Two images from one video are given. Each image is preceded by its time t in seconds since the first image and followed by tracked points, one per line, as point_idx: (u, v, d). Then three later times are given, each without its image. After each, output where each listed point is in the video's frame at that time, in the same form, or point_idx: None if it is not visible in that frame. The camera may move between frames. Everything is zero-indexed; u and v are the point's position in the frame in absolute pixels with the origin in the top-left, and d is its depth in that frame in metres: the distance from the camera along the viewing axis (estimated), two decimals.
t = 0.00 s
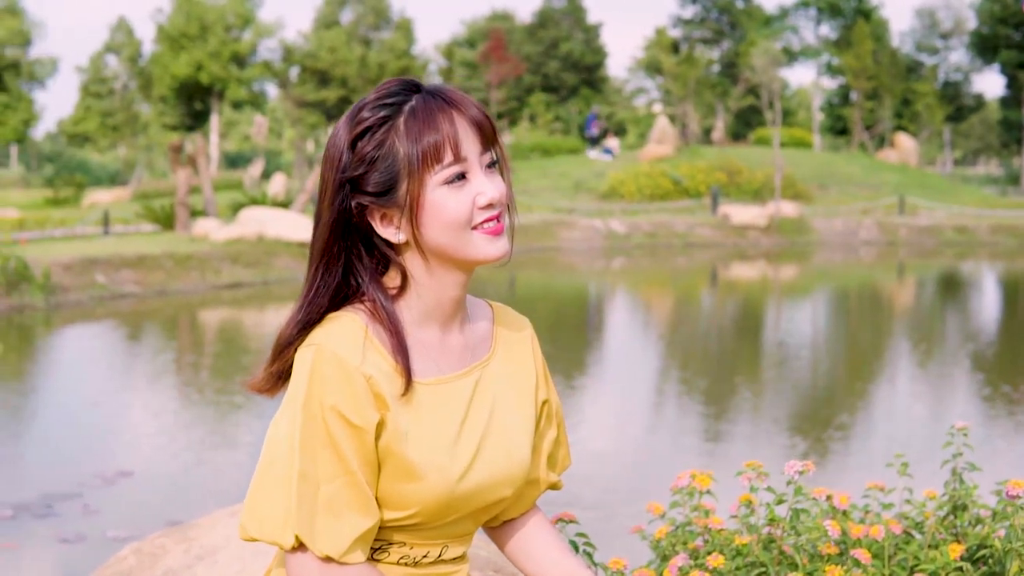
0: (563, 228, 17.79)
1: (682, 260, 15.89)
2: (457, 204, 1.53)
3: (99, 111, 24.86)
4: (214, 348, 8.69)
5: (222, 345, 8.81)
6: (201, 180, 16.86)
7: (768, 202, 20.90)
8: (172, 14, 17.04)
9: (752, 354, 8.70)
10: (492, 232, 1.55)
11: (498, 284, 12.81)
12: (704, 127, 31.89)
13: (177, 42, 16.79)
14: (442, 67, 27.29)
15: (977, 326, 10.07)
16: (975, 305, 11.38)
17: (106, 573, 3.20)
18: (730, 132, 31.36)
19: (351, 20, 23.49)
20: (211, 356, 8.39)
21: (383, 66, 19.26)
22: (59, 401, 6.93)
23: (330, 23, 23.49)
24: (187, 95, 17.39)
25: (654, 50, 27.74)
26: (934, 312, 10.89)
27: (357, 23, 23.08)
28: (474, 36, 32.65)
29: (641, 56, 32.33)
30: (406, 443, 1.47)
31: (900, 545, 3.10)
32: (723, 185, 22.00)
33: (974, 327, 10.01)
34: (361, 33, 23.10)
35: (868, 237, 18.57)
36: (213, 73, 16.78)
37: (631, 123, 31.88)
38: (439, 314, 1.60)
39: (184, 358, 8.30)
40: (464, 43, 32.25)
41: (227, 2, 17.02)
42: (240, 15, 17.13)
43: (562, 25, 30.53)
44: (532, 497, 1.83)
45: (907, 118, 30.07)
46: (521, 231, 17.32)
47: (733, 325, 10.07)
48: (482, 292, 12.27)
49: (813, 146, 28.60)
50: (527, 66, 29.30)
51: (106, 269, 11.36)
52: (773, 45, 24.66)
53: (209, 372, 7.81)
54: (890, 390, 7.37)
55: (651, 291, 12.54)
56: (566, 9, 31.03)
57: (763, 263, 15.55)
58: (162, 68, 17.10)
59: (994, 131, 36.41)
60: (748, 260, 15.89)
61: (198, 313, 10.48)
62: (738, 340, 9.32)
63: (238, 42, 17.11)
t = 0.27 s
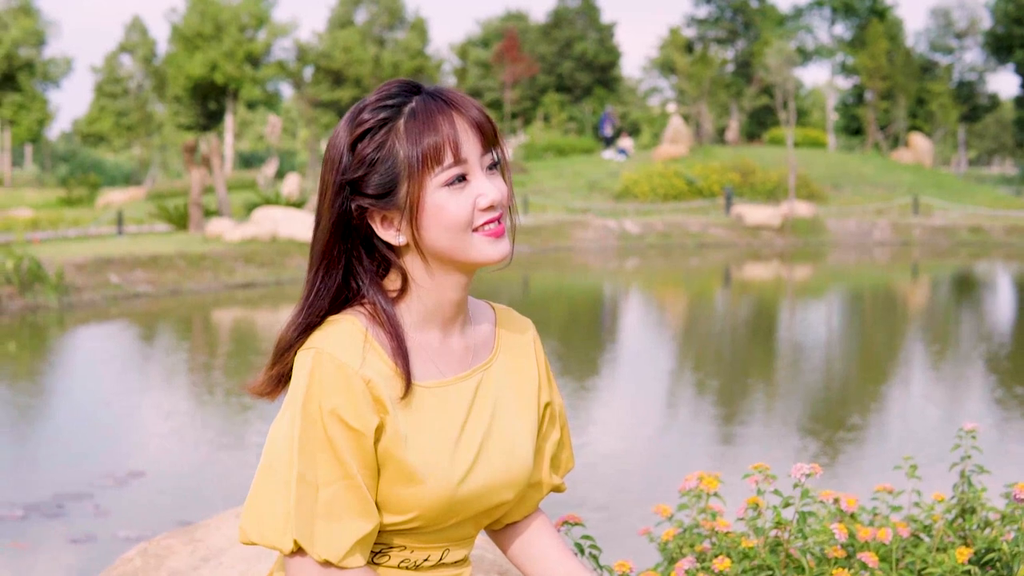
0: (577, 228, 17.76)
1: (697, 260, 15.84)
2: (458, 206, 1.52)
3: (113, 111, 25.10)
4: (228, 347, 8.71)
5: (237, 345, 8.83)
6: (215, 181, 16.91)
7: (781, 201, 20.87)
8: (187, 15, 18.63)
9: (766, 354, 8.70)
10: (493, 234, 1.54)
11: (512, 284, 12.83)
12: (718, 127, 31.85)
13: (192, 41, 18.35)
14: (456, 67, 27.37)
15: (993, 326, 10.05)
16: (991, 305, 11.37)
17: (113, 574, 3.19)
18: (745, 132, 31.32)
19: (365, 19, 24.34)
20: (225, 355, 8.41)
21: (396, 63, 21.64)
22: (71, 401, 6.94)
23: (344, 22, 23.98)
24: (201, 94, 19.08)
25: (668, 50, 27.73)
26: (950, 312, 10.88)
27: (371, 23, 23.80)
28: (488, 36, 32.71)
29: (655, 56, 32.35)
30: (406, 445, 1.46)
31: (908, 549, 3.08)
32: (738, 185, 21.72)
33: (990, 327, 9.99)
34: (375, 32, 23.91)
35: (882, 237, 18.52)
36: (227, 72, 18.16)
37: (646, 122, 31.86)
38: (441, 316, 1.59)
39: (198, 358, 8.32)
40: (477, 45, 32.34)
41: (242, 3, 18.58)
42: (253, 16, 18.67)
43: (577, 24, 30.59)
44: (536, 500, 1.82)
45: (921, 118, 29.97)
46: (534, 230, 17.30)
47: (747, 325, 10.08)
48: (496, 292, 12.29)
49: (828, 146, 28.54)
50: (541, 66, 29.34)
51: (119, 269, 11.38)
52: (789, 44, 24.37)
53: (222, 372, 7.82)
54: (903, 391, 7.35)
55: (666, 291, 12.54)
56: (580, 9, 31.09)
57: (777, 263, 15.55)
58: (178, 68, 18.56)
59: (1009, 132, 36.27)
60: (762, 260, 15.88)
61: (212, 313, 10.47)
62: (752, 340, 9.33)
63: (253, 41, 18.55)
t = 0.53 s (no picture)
0: (586, 228, 17.75)
1: (705, 261, 15.75)
2: (457, 207, 1.52)
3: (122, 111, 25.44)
4: (237, 347, 8.71)
5: (246, 345, 8.83)
6: (223, 181, 16.92)
7: (790, 202, 20.84)
8: (194, 15, 18.56)
9: (774, 354, 8.70)
10: (492, 236, 1.54)
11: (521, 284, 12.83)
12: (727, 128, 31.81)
13: (201, 42, 18.21)
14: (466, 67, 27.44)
15: (1002, 327, 10.04)
16: (1000, 305, 11.37)
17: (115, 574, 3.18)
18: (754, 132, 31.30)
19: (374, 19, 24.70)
20: (233, 356, 8.41)
21: (405, 64, 22.08)
22: (78, 401, 6.94)
23: (354, 23, 24.36)
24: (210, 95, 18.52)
25: (677, 50, 27.74)
26: (960, 312, 10.88)
27: (380, 23, 24.12)
28: (497, 37, 32.76)
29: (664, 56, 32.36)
30: (404, 448, 1.46)
31: (912, 550, 3.07)
32: (746, 185, 21.81)
33: (999, 328, 9.98)
34: (384, 33, 24.23)
35: (891, 238, 18.49)
36: (236, 71, 18.14)
37: (655, 122, 31.85)
38: (440, 318, 1.59)
39: (208, 358, 8.33)
40: (486, 45, 32.30)
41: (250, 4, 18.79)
42: (262, 16, 18.93)
43: (586, 24, 30.62)
44: (537, 502, 1.81)
45: (930, 118, 29.91)
46: (544, 231, 17.29)
47: (756, 325, 10.08)
48: (505, 292, 12.29)
49: (837, 146, 28.50)
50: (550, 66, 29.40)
51: (128, 270, 11.39)
52: (796, 45, 24.34)
53: (230, 372, 7.83)
54: (912, 391, 7.34)
55: (675, 291, 12.54)
56: (588, 10, 31.10)
57: (786, 263, 15.55)
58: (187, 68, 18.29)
59: (1018, 133, 36.18)
60: (771, 260, 15.87)
61: (221, 313, 10.49)
62: (760, 340, 9.33)
63: (262, 42, 18.82)
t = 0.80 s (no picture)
0: (597, 227, 17.72)
1: (717, 261, 15.71)
2: (457, 207, 1.52)
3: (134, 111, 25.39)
4: (248, 347, 8.71)
5: (256, 345, 8.83)
6: (234, 180, 16.93)
7: (802, 201, 20.78)
8: (208, 15, 18.51)
9: (786, 354, 8.68)
10: (493, 235, 1.54)
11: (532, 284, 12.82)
12: (738, 127, 31.70)
13: (213, 41, 18.18)
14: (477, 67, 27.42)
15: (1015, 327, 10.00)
16: (1015, 305, 11.31)
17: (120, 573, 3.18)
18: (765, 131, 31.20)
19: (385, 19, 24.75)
20: (244, 355, 8.41)
21: (418, 64, 21.75)
22: (87, 400, 6.95)
23: (365, 22, 24.44)
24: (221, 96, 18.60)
25: (688, 49, 27.65)
26: (972, 312, 10.84)
27: (391, 23, 24.18)
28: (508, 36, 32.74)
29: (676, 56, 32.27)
30: (403, 448, 1.45)
31: (918, 550, 3.06)
32: (758, 185, 21.76)
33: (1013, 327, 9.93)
34: (395, 32, 24.28)
35: (903, 238, 18.41)
36: (248, 71, 18.12)
37: (666, 121, 31.76)
38: (440, 317, 1.58)
39: (219, 357, 8.33)
40: (497, 44, 32.25)
41: (262, 3, 18.63)
42: (273, 15, 18.77)
43: (598, 23, 30.58)
44: (538, 502, 1.80)
45: (942, 117, 29.76)
46: (555, 230, 17.26)
47: (768, 325, 10.06)
48: (515, 292, 12.27)
49: (849, 145, 28.41)
50: (561, 65, 29.35)
51: (139, 269, 11.41)
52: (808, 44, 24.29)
53: (241, 371, 7.83)
54: (923, 391, 7.31)
55: (686, 291, 12.50)
56: (600, 9, 31.02)
57: (797, 263, 15.49)
58: (198, 68, 18.33)
59: None
60: (783, 260, 15.81)
61: (232, 313, 10.49)
62: (773, 339, 9.31)
63: (273, 41, 18.71)
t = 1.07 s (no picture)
0: (607, 228, 17.73)
1: (727, 262, 15.67)
2: (457, 207, 1.51)
3: (146, 111, 25.43)
4: (259, 348, 8.72)
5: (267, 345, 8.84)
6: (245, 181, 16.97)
7: (813, 202, 20.78)
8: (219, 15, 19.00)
9: (796, 355, 8.67)
10: (492, 235, 1.53)
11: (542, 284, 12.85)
12: (750, 127, 31.69)
13: (224, 42, 18.63)
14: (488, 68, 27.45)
15: None
16: None
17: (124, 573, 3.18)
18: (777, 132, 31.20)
19: (396, 20, 24.83)
20: (254, 356, 8.42)
21: (427, 64, 22.48)
22: (97, 401, 6.96)
23: (376, 23, 24.51)
24: (234, 95, 19.49)
25: (699, 50, 27.65)
26: (984, 312, 10.85)
27: (402, 23, 24.25)
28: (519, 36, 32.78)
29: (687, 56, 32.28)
30: (403, 450, 1.45)
31: (925, 552, 3.04)
32: (769, 185, 21.76)
33: None
34: (406, 33, 24.34)
35: (914, 238, 18.38)
36: (258, 72, 18.57)
37: (678, 122, 31.75)
38: (440, 318, 1.58)
39: (230, 357, 8.35)
40: (508, 45, 32.24)
41: (273, 4, 19.05)
42: (284, 17, 19.15)
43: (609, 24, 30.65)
44: (540, 503, 1.79)
45: (953, 118, 29.70)
46: (565, 230, 17.29)
47: (779, 325, 10.06)
48: (526, 291, 12.30)
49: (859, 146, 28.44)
50: (572, 66, 29.42)
51: (150, 269, 11.44)
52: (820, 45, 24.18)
53: (251, 371, 7.84)
54: (934, 391, 7.29)
55: (696, 291, 12.55)
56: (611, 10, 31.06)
57: (808, 263, 15.52)
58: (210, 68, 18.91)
59: None
60: (793, 260, 15.84)
61: (242, 313, 10.51)
62: (783, 340, 9.31)
63: (284, 41, 18.95)
